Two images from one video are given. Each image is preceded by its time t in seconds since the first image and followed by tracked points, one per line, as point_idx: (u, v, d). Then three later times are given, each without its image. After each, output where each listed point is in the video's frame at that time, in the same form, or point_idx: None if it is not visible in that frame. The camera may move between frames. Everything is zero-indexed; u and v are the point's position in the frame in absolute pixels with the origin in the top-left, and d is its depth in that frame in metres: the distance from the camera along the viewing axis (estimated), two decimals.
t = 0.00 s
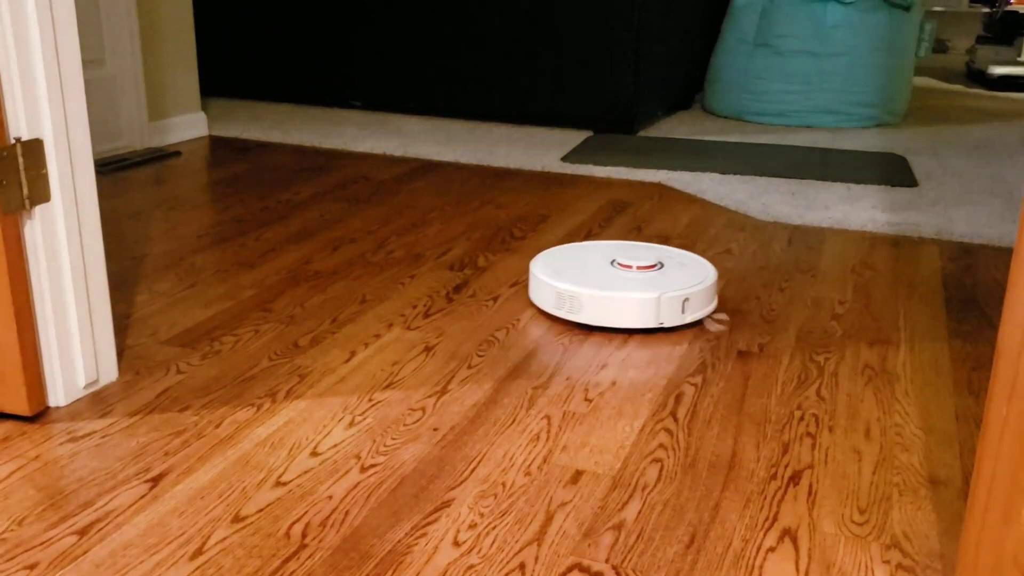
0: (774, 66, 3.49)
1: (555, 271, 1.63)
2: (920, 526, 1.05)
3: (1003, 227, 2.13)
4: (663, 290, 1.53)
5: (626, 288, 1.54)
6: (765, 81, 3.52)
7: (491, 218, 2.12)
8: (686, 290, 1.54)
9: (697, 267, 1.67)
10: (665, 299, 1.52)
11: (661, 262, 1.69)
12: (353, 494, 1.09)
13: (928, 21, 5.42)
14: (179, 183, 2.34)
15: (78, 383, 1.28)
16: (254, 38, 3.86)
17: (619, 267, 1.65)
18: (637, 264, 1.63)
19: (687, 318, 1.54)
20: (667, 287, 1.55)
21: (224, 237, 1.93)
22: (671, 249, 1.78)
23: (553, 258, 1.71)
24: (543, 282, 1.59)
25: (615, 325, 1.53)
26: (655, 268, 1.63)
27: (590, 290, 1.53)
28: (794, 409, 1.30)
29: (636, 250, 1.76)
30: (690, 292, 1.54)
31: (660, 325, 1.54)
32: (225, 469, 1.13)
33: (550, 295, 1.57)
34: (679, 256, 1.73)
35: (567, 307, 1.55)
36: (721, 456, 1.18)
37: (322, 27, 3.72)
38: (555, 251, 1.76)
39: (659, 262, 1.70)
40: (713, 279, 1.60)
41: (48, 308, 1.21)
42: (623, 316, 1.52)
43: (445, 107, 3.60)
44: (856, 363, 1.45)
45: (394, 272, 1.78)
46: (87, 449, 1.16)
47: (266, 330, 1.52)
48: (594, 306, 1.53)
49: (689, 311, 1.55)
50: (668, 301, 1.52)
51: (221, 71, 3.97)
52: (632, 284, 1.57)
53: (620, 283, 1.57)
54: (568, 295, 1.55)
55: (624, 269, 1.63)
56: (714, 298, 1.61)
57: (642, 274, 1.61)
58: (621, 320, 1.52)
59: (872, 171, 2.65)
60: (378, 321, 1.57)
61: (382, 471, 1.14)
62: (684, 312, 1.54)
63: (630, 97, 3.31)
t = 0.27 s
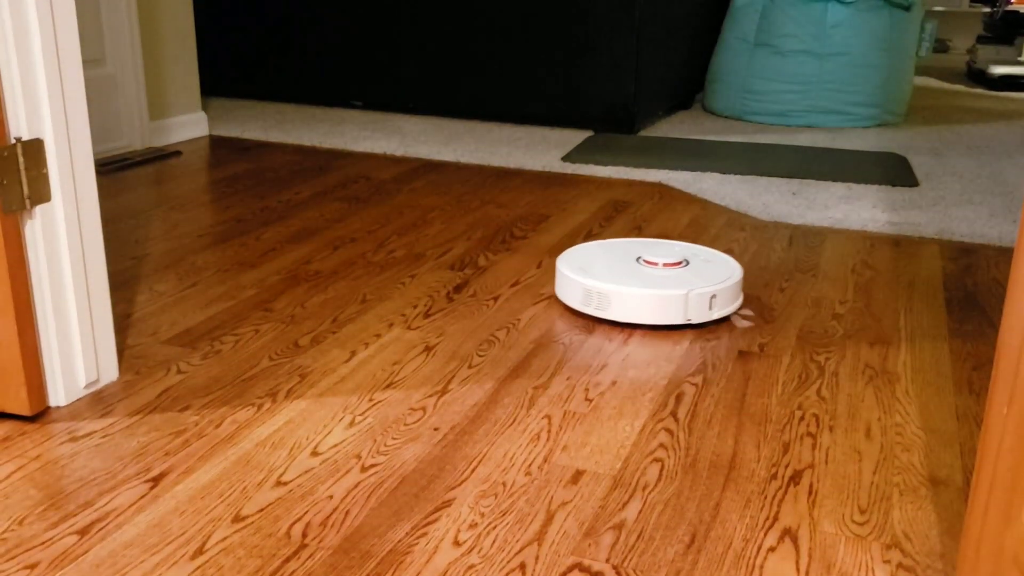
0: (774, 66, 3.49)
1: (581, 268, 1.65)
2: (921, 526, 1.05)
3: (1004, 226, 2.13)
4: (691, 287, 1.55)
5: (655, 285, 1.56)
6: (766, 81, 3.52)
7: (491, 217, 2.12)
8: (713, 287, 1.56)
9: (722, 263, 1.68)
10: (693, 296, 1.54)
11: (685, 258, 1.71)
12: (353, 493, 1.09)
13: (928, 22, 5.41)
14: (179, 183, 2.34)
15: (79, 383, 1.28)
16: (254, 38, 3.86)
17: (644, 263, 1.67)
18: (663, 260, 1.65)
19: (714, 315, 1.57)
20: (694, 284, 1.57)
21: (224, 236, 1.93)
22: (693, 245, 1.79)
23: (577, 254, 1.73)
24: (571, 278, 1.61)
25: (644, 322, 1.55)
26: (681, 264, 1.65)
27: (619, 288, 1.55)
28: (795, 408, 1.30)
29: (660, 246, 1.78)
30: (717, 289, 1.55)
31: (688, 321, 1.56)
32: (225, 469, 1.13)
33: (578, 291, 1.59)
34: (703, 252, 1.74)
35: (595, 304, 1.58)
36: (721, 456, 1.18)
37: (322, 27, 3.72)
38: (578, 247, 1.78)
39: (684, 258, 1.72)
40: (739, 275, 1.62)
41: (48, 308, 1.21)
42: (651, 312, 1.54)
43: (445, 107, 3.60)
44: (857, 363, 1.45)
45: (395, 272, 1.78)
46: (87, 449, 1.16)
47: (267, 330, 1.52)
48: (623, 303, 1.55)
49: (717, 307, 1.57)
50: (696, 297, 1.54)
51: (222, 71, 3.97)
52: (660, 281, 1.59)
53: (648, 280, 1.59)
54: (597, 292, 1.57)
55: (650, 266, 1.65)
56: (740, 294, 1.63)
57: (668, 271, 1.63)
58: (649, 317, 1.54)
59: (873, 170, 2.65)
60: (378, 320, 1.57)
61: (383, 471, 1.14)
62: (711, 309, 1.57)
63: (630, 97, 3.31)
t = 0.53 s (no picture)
0: (775, 65, 3.48)
1: (607, 264, 1.66)
2: (921, 525, 1.05)
3: (1004, 226, 2.13)
4: (717, 284, 1.57)
5: (681, 282, 1.58)
6: (766, 81, 3.52)
7: (491, 217, 2.12)
8: (740, 283, 1.57)
9: (747, 258, 1.69)
10: (720, 293, 1.55)
11: (710, 254, 1.72)
12: (354, 493, 1.09)
13: (928, 21, 5.41)
14: (179, 183, 2.34)
15: (79, 382, 1.28)
16: (254, 37, 3.86)
17: (668, 259, 1.68)
18: (687, 257, 1.66)
19: (740, 311, 1.58)
20: (720, 281, 1.58)
21: (225, 236, 1.93)
22: (716, 241, 1.80)
23: (601, 250, 1.74)
24: (597, 274, 1.62)
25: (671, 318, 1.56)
26: (705, 261, 1.66)
27: (645, 284, 1.56)
28: (795, 408, 1.30)
29: (683, 241, 1.79)
30: (744, 285, 1.57)
31: (715, 317, 1.57)
32: (226, 468, 1.13)
33: (604, 288, 1.61)
34: (727, 248, 1.75)
35: (622, 300, 1.59)
36: (721, 456, 1.18)
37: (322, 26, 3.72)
38: (601, 243, 1.79)
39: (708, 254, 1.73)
40: (765, 271, 1.63)
41: (49, 308, 1.21)
42: (678, 309, 1.56)
43: (445, 106, 3.60)
44: (857, 363, 1.45)
45: (395, 272, 1.77)
46: (88, 448, 1.16)
47: (267, 329, 1.52)
48: (649, 300, 1.56)
49: (743, 304, 1.58)
50: (722, 294, 1.56)
51: (222, 71, 3.97)
52: (686, 277, 1.60)
53: (674, 276, 1.60)
54: (623, 288, 1.58)
55: (675, 262, 1.66)
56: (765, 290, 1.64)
57: (693, 267, 1.64)
58: (676, 313, 1.56)
59: (874, 170, 2.65)
60: (379, 320, 1.57)
61: (383, 470, 1.14)
62: (737, 305, 1.58)
63: (631, 96, 3.31)
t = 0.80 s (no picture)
0: (775, 65, 3.48)
1: (633, 261, 1.68)
2: (921, 525, 1.05)
3: (1005, 226, 2.13)
4: (744, 280, 1.58)
5: (708, 278, 1.59)
6: (767, 81, 3.52)
7: (491, 217, 2.12)
8: (766, 280, 1.59)
9: (771, 257, 1.71)
10: (747, 289, 1.57)
11: (734, 252, 1.73)
12: (354, 493, 1.09)
13: (929, 21, 5.41)
14: (179, 183, 2.34)
15: (80, 382, 1.28)
16: (254, 37, 3.86)
17: (694, 257, 1.70)
18: (713, 254, 1.68)
19: (766, 308, 1.59)
20: (747, 278, 1.60)
21: (225, 236, 1.93)
22: (739, 239, 1.82)
23: (626, 248, 1.76)
24: (624, 271, 1.64)
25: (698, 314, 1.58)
26: (731, 258, 1.68)
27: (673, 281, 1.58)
28: (796, 408, 1.30)
29: (706, 239, 1.80)
30: (770, 282, 1.58)
31: (742, 313, 1.59)
32: (226, 468, 1.13)
33: (632, 284, 1.62)
34: (751, 246, 1.77)
35: (649, 296, 1.60)
36: (721, 456, 1.18)
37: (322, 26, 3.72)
38: (625, 242, 1.81)
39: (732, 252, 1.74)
40: (790, 269, 1.64)
41: (49, 308, 1.21)
42: (705, 305, 1.57)
43: (445, 106, 3.60)
44: (858, 362, 1.45)
45: (395, 272, 1.77)
46: (88, 448, 1.16)
47: (267, 329, 1.52)
48: (677, 296, 1.58)
49: (769, 300, 1.59)
50: (749, 290, 1.57)
51: (223, 71, 3.97)
52: (713, 274, 1.62)
53: (701, 273, 1.62)
54: (651, 285, 1.60)
55: (700, 260, 1.68)
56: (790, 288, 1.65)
57: (719, 265, 1.66)
58: (703, 309, 1.57)
59: (875, 170, 2.65)
60: (379, 319, 1.57)
61: (383, 470, 1.14)
62: (764, 302, 1.59)
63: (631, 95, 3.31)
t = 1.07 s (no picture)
0: (776, 65, 3.48)
1: (660, 258, 1.70)
2: (922, 525, 1.05)
3: (1006, 226, 2.13)
4: (770, 277, 1.60)
5: (735, 275, 1.61)
6: (768, 81, 3.52)
7: (491, 217, 2.12)
8: (793, 277, 1.60)
9: (795, 254, 1.72)
10: (773, 286, 1.58)
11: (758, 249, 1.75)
12: (354, 493, 1.09)
13: (930, 21, 5.40)
14: (178, 183, 2.34)
15: (80, 382, 1.28)
16: (254, 37, 3.86)
17: (720, 254, 1.71)
18: (738, 251, 1.70)
19: (792, 304, 1.61)
20: (773, 275, 1.61)
21: (225, 236, 1.93)
22: (761, 237, 1.83)
23: (651, 245, 1.77)
24: (650, 268, 1.66)
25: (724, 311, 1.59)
26: (756, 255, 1.69)
27: (699, 277, 1.60)
28: (796, 408, 1.30)
29: (729, 237, 1.82)
30: (797, 279, 1.60)
31: (768, 310, 1.60)
32: (227, 468, 1.13)
33: (658, 281, 1.64)
34: (774, 243, 1.78)
35: (676, 293, 1.62)
36: (722, 456, 1.18)
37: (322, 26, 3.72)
38: (650, 239, 1.83)
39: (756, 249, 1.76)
40: (815, 266, 1.66)
41: (49, 307, 1.21)
42: (732, 302, 1.59)
43: (445, 106, 3.60)
44: (858, 362, 1.45)
45: (395, 272, 1.77)
46: (89, 448, 1.16)
47: (267, 330, 1.52)
48: (703, 292, 1.60)
49: (795, 297, 1.61)
50: (775, 287, 1.59)
51: (223, 71, 3.97)
52: (739, 271, 1.63)
53: (728, 270, 1.64)
54: (677, 281, 1.61)
55: (726, 256, 1.70)
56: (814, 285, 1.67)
57: (744, 261, 1.67)
58: (730, 305, 1.59)
59: (876, 170, 2.65)
60: (379, 319, 1.57)
61: (383, 470, 1.14)
62: (790, 299, 1.61)
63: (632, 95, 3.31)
